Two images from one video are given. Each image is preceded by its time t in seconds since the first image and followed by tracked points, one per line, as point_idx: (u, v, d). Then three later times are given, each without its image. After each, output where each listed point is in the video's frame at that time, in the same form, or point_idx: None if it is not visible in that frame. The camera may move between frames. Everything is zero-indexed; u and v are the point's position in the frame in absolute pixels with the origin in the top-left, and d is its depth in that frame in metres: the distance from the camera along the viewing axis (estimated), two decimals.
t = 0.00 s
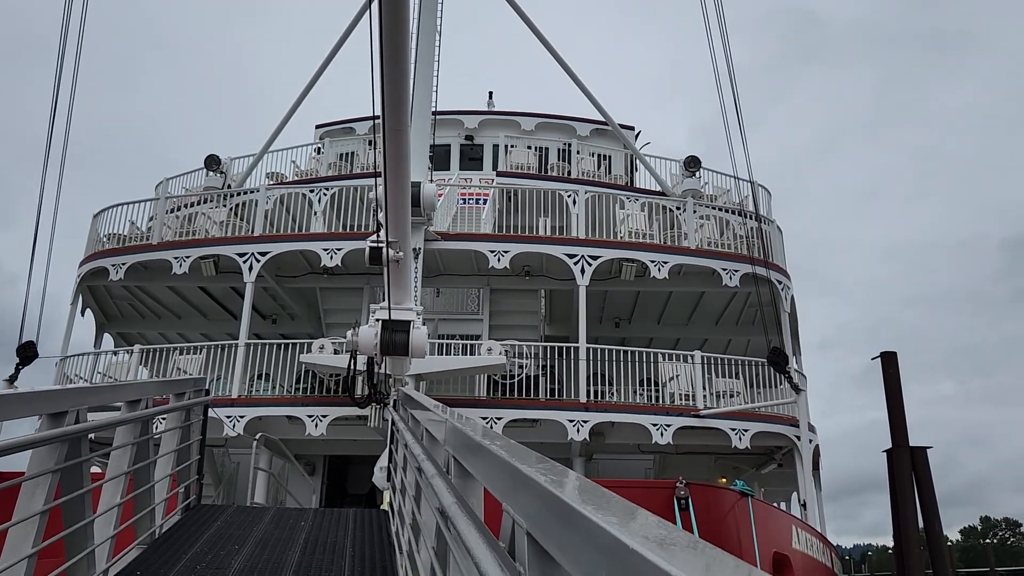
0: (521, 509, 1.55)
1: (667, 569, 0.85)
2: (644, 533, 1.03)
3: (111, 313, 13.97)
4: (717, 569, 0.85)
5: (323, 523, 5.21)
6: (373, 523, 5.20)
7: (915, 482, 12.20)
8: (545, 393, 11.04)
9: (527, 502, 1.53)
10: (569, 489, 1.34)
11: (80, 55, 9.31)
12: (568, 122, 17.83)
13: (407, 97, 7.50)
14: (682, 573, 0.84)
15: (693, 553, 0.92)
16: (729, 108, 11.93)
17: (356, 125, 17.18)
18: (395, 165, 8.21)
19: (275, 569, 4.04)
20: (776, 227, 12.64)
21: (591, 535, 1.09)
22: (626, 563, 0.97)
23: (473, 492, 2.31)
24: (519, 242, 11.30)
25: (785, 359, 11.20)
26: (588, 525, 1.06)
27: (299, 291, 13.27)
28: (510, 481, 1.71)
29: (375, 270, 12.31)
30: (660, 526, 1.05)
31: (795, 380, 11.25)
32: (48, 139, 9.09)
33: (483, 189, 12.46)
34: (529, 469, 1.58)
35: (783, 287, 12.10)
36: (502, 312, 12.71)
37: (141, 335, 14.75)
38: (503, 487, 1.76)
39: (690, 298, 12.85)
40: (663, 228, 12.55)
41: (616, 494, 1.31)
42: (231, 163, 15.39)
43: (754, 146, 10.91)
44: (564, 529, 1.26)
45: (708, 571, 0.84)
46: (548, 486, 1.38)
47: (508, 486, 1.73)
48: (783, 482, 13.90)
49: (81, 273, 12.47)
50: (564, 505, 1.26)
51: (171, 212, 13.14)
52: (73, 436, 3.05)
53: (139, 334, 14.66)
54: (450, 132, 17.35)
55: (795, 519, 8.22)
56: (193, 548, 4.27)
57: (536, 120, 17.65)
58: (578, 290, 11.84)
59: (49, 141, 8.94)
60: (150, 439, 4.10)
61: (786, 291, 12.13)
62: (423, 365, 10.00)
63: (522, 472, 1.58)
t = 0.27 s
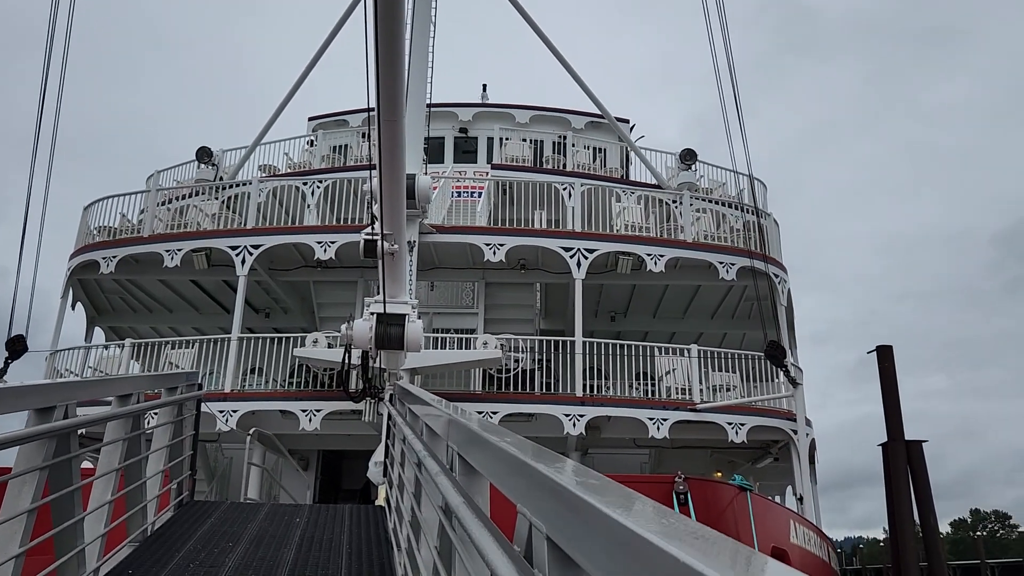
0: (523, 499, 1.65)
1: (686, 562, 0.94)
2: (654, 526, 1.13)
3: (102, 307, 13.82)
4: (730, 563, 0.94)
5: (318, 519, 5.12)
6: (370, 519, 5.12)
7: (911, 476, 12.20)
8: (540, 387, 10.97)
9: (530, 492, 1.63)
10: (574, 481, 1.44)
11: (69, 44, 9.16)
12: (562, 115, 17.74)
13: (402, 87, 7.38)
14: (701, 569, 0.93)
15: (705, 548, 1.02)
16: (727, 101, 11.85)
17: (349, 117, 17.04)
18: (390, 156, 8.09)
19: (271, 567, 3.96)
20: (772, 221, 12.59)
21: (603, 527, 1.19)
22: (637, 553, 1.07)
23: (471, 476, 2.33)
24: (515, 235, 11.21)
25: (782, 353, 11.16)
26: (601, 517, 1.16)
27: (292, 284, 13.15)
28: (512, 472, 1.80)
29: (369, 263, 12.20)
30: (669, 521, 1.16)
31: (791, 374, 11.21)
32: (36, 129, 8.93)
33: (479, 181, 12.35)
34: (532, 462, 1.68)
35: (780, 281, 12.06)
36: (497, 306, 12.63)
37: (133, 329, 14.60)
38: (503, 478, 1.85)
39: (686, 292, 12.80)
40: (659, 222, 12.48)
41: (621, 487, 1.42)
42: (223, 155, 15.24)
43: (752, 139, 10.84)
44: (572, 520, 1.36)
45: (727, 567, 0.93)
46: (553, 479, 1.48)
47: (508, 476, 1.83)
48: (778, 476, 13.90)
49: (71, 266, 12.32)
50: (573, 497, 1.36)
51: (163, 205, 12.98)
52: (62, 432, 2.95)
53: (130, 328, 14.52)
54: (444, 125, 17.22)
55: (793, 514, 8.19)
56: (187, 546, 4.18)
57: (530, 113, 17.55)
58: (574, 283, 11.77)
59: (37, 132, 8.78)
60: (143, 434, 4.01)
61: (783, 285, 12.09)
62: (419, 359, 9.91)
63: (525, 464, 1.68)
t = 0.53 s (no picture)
0: (532, 495, 1.72)
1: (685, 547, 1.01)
2: (655, 517, 1.19)
3: (97, 303, 13.72)
4: (726, 550, 1.00)
5: (317, 517, 5.05)
6: (368, 518, 5.06)
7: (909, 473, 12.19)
8: (539, 383, 10.92)
9: (538, 488, 1.70)
10: (585, 480, 1.48)
11: (63, 36, 9.04)
12: (560, 110, 17.66)
13: (401, 80, 7.30)
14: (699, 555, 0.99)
15: (698, 533, 1.09)
16: (726, 96, 11.77)
17: (346, 112, 16.94)
18: (388, 151, 8.01)
19: (270, 567, 3.88)
20: (771, 217, 12.54)
21: (608, 519, 1.26)
22: (642, 543, 1.13)
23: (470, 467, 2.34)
24: (513, 230, 11.13)
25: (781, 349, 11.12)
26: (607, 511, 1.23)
27: (289, 280, 13.06)
28: (519, 469, 1.87)
29: (367, 259, 12.12)
30: (667, 511, 1.23)
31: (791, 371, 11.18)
32: (30, 122, 8.81)
33: (477, 176, 12.27)
34: (537, 459, 1.74)
35: (779, 277, 12.01)
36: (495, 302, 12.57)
37: (128, 325, 14.50)
38: (509, 474, 1.92)
39: (684, 288, 12.75)
40: (658, 218, 12.43)
41: (620, 480, 1.49)
42: (219, 150, 15.13)
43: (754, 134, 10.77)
44: (577, 513, 1.42)
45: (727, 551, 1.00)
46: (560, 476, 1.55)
47: (515, 473, 1.89)
48: (776, 473, 13.87)
49: (65, 261, 12.22)
50: (577, 493, 1.42)
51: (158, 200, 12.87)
52: (56, 431, 2.87)
53: (125, 324, 14.41)
54: (442, 120, 17.13)
55: (794, 511, 8.16)
56: (184, 546, 4.10)
57: (528, 108, 17.48)
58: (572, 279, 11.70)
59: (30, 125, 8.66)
60: (138, 433, 3.93)
61: (782, 282, 12.04)
62: (417, 355, 9.83)
63: (533, 463, 1.74)
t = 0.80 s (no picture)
0: (536, 490, 1.67)
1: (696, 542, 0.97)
2: (663, 512, 1.15)
3: (97, 298, 13.67)
4: (736, 547, 0.96)
5: (318, 515, 4.98)
6: (370, 516, 4.99)
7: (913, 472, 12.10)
8: (541, 380, 10.85)
9: (542, 483, 1.66)
10: (598, 478, 1.41)
11: (62, 29, 8.98)
12: (563, 107, 17.59)
13: (404, 74, 7.22)
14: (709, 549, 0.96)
15: (707, 529, 1.05)
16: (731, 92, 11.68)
17: (348, 109, 16.87)
18: (390, 146, 7.93)
19: (270, 566, 3.81)
20: (775, 214, 12.46)
21: (615, 513, 1.22)
22: (650, 538, 1.09)
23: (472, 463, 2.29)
24: (516, 227, 11.06)
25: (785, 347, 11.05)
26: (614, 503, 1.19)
27: (290, 276, 13.00)
28: (525, 464, 1.81)
29: (368, 255, 12.06)
30: (676, 506, 1.19)
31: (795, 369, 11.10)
32: (29, 116, 8.75)
33: (479, 172, 12.19)
34: (543, 454, 1.70)
35: (783, 275, 11.93)
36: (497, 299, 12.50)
37: (128, 321, 14.45)
38: (512, 468, 1.88)
39: (688, 285, 12.68)
40: (662, 214, 12.35)
41: (635, 478, 1.43)
42: (220, 146, 15.06)
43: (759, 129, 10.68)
44: (583, 507, 1.38)
45: (734, 547, 0.96)
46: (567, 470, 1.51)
47: (519, 467, 1.85)
48: (779, 472, 13.79)
49: (66, 257, 12.16)
50: (583, 487, 1.38)
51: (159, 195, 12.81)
52: (51, 426, 2.81)
53: (126, 320, 14.37)
54: (444, 116, 17.06)
55: (798, 510, 8.10)
56: (182, 544, 4.03)
57: (531, 104, 17.40)
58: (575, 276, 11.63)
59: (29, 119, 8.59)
60: (136, 428, 3.86)
61: (786, 279, 11.96)
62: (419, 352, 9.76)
63: (539, 457, 1.70)
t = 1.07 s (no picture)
0: (547, 485, 1.63)
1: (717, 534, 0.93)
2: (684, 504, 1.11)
3: (105, 298, 13.67)
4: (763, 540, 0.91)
5: (325, 515, 4.92)
6: (378, 516, 4.92)
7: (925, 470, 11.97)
8: (549, 379, 10.78)
9: (553, 478, 1.61)
10: (618, 473, 1.34)
11: (68, 27, 8.93)
12: (570, 104, 17.51)
13: (411, 70, 7.15)
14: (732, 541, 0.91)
15: (728, 522, 1.01)
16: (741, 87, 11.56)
17: (354, 108, 16.85)
18: (397, 142, 7.86)
19: (276, 567, 3.74)
20: (784, 210, 12.34)
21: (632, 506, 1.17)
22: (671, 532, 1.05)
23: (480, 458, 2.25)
24: (524, 224, 10.99)
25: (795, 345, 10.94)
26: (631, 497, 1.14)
27: (297, 275, 12.96)
28: (537, 460, 1.74)
29: (375, 253, 12.00)
30: (696, 499, 1.14)
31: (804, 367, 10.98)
32: (34, 114, 8.72)
33: (486, 170, 12.12)
34: (553, 448, 1.65)
35: (794, 271, 11.81)
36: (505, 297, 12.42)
37: (136, 320, 14.45)
38: (521, 463, 1.84)
39: (696, 283, 12.58)
40: (670, 211, 12.25)
41: (658, 474, 1.36)
42: (227, 145, 15.04)
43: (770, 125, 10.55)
44: (598, 502, 1.33)
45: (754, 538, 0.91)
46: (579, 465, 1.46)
47: (527, 462, 1.80)
48: (789, 471, 13.67)
49: (73, 256, 12.16)
50: (598, 481, 1.34)
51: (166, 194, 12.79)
52: (51, 424, 2.74)
53: (133, 320, 14.37)
54: (451, 115, 17.01)
55: (810, 508, 8.01)
56: (188, 544, 3.97)
57: (538, 102, 17.33)
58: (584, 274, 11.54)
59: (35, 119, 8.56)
60: (140, 426, 3.80)
61: (796, 276, 11.85)
62: (427, 351, 9.71)
63: (548, 451, 1.65)
